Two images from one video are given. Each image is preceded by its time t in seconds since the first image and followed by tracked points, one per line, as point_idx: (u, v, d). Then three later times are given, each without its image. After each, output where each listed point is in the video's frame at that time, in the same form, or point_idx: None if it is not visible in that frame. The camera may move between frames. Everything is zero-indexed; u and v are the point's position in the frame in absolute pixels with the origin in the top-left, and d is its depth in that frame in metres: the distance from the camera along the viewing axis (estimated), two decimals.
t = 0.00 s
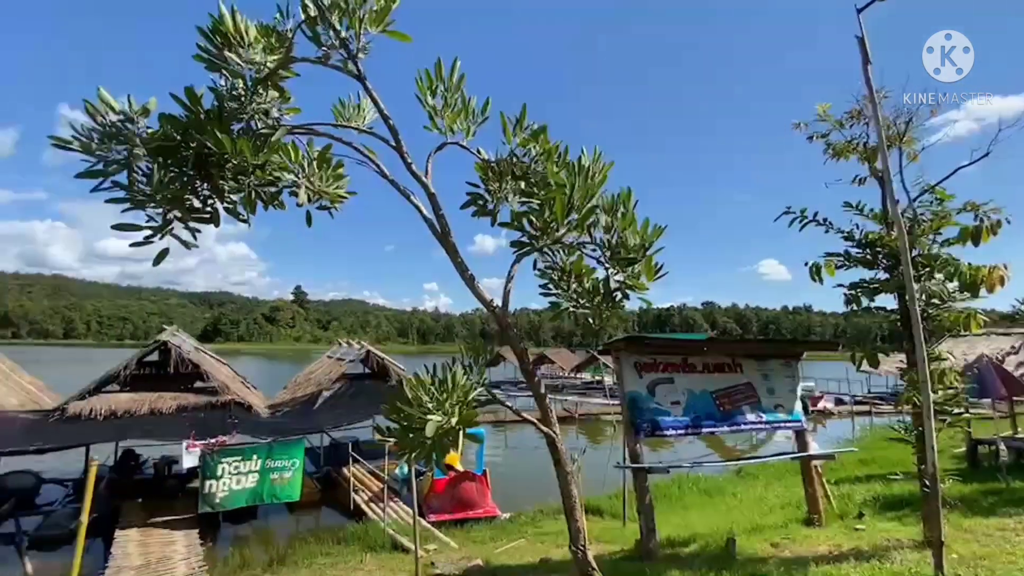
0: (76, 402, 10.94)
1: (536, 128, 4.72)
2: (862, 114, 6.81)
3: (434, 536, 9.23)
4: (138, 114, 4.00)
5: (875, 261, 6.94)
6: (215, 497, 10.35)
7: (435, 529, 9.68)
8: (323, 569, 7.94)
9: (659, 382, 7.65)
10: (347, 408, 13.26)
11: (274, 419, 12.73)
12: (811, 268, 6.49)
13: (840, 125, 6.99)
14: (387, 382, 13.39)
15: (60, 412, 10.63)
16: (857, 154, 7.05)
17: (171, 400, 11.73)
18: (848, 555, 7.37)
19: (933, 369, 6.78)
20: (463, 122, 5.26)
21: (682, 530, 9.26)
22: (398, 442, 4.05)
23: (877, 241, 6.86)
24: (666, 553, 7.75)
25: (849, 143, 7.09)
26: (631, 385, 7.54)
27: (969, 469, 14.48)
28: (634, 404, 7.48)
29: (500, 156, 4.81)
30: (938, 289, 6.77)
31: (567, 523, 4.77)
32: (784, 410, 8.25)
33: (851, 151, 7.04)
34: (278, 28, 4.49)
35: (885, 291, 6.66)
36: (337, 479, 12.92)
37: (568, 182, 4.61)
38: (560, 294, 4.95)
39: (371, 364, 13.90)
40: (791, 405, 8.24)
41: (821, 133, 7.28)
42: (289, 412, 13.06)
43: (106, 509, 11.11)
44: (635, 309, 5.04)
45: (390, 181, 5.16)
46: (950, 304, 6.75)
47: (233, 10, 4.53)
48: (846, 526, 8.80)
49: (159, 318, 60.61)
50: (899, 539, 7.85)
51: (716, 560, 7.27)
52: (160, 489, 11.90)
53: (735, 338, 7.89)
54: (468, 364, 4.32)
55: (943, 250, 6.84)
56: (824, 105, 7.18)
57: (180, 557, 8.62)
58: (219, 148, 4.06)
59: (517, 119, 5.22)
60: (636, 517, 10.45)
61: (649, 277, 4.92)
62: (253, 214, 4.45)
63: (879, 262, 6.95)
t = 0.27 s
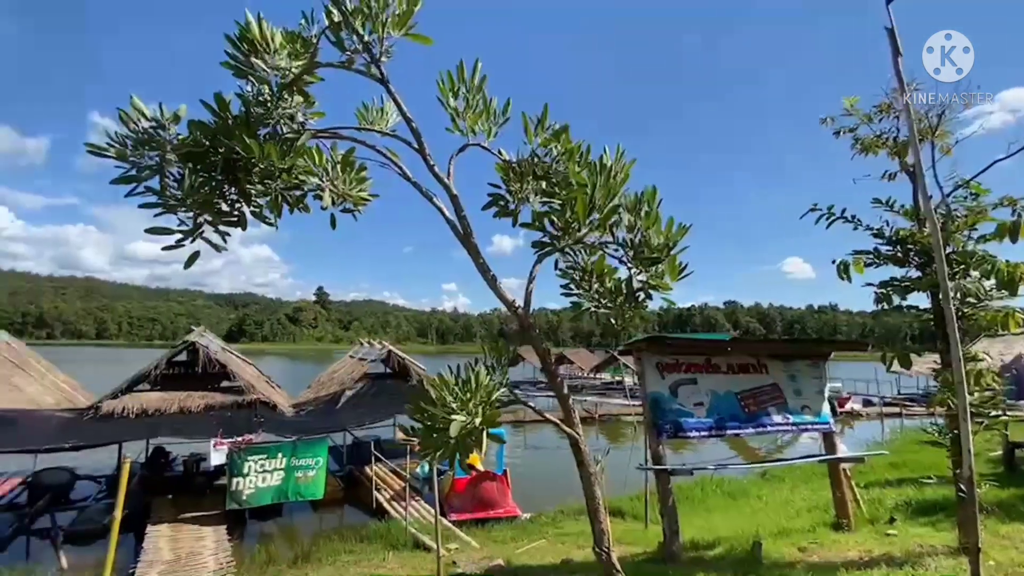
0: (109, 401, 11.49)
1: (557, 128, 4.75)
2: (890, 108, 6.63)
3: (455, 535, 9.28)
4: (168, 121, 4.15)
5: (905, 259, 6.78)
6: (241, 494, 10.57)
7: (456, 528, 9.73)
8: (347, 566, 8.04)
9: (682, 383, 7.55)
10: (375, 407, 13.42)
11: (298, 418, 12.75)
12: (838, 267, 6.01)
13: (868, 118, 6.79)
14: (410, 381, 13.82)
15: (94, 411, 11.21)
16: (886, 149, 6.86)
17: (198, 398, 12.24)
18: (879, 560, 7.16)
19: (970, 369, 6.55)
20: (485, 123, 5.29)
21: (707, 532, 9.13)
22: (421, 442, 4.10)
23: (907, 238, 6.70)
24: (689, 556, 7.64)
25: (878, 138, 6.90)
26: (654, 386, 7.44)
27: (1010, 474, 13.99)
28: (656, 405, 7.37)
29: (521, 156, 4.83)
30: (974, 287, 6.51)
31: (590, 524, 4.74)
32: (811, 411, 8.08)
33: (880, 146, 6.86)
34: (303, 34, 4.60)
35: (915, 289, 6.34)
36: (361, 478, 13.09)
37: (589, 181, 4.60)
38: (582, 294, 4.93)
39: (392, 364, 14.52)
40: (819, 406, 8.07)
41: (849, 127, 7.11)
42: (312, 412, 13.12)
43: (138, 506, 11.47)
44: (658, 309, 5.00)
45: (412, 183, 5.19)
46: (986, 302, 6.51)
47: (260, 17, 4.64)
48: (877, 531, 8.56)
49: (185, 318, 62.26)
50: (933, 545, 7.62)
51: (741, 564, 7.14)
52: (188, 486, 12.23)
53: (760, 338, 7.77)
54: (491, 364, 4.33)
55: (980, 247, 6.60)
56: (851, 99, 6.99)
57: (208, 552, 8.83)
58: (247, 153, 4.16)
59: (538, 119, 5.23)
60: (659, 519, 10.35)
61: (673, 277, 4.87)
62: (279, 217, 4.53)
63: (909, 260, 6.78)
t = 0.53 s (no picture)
0: (141, 399, 11.86)
1: (579, 128, 4.74)
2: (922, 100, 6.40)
3: (476, 535, 9.30)
4: (198, 127, 4.26)
5: (939, 256, 6.35)
6: (267, 492, 10.79)
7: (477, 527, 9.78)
8: (369, 564, 8.12)
9: (705, 384, 7.42)
10: (396, 406, 13.77)
11: (320, 418, 12.79)
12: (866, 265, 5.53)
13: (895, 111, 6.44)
14: (431, 382, 14.13)
15: (126, 409, 11.58)
16: (917, 142, 6.48)
17: (226, 398, 12.48)
18: (910, 567, 6.94)
19: (1008, 370, 6.31)
20: (506, 124, 5.30)
21: (732, 536, 8.98)
22: (444, 441, 4.13)
23: (939, 234, 6.28)
24: (713, 559, 7.50)
25: (907, 131, 6.52)
26: (676, 387, 7.32)
27: None
28: (679, 406, 7.25)
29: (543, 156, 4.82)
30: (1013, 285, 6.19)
31: (614, 526, 4.71)
32: (839, 413, 7.88)
33: (910, 140, 6.47)
34: (327, 40, 4.67)
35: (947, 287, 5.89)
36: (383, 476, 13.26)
37: (611, 181, 4.58)
38: (603, 293, 4.89)
39: (412, 365, 14.86)
40: (847, 408, 7.87)
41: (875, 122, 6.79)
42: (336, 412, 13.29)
43: (168, 502, 11.75)
44: (683, 310, 4.95)
45: (434, 185, 5.21)
46: None
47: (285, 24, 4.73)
48: (909, 537, 8.29)
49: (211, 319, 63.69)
50: (967, 552, 7.36)
51: (765, 568, 6.99)
52: (215, 483, 12.50)
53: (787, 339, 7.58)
54: (513, 365, 4.33)
55: (1018, 243, 6.27)
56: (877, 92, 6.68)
57: (236, 549, 9.00)
58: (274, 157, 4.24)
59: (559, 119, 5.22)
60: (682, 522, 10.22)
61: (698, 276, 4.80)
62: (304, 221, 4.60)
63: (942, 258, 6.34)
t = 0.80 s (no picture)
0: (171, 398, 12.23)
1: (599, 127, 4.74)
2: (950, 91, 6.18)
3: (497, 535, 9.31)
4: (227, 133, 4.39)
5: (975, 255, 6.08)
6: (292, 489, 11.01)
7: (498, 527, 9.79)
8: (390, 563, 8.17)
9: (728, 385, 7.29)
10: (417, 405, 13.96)
11: (345, 417, 13.11)
12: (895, 261, 5.16)
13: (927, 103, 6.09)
14: (452, 382, 14.41)
15: (157, 409, 11.97)
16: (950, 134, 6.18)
17: (252, 397, 12.77)
18: (944, 573, 6.70)
19: None
20: (527, 125, 5.32)
21: (758, 539, 8.81)
22: (466, 441, 4.15)
23: (973, 231, 6.04)
24: (737, 563, 7.36)
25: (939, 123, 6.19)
26: (699, 388, 7.22)
27: None
28: (702, 408, 7.14)
29: (563, 157, 4.83)
30: None
31: (638, 527, 4.69)
32: (869, 415, 7.66)
33: (944, 132, 6.13)
34: (350, 45, 4.77)
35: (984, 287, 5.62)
36: (405, 475, 13.35)
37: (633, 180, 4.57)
38: (626, 294, 4.87)
39: (432, 365, 15.11)
40: (877, 410, 7.64)
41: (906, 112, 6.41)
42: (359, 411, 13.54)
43: (196, 498, 12.04)
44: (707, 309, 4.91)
45: (455, 187, 5.27)
46: None
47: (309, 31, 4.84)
48: (943, 542, 8.02)
49: (238, 321, 64.86)
50: (1005, 558, 7.08)
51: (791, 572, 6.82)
52: (241, 481, 12.82)
53: (815, 339, 7.39)
54: (535, 365, 4.32)
55: None
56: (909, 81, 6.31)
57: (262, 545, 9.17)
58: (300, 162, 4.33)
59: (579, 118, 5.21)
60: (706, 524, 10.06)
61: (722, 275, 4.76)
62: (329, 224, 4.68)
63: (979, 256, 6.08)
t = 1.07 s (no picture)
0: (200, 397, 12.50)
1: (619, 126, 4.73)
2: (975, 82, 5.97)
3: (517, 535, 9.31)
4: (253, 139, 4.54)
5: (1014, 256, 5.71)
6: (316, 487, 11.16)
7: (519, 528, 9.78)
8: (412, 562, 8.20)
9: (753, 386, 7.12)
10: (437, 404, 14.08)
11: (366, 416, 13.30)
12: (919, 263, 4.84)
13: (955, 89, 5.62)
14: (471, 382, 14.63)
15: (186, 407, 12.28)
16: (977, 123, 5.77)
17: (277, 396, 12.96)
18: None
19: None
20: (546, 125, 5.34)
21: (783, 543, 8.62)
22: (489, 441, 4.18)
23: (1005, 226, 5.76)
24: (762, 567, 7.19)
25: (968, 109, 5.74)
26: (722, 389, 7.06)
27: None
28: (726, 409, 6.98)
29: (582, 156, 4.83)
30: None
31: (662, 529, 4.66)
32: (899, 417, 7.50)
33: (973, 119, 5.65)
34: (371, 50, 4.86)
35: None
36: (426, 475, 13.46)
37: (654, 179, 4.55)
38: (647, 293, 4.84)
39: (452, 365, 15.27)
40: (908, 412, 7.48)
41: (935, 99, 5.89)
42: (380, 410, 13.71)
43: (225, 494, 12.34)
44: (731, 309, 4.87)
45: (475, 188, 5.30)
46: None
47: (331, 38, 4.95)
48: (976, 547, 7.75)
49: (261, 321, 65.84)
50: None
51: None
52: (267, 479, 13.10)
53: (843, 339, 7.20)
54: (557, 366, 4.31)
55: None
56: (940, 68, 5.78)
57: (287, 542, 9.30)
58: (324, 166, 4.41)
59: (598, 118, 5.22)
60: (729, 527, 9.89)
61: (746, 273, 4.71)
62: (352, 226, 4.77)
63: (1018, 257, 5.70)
